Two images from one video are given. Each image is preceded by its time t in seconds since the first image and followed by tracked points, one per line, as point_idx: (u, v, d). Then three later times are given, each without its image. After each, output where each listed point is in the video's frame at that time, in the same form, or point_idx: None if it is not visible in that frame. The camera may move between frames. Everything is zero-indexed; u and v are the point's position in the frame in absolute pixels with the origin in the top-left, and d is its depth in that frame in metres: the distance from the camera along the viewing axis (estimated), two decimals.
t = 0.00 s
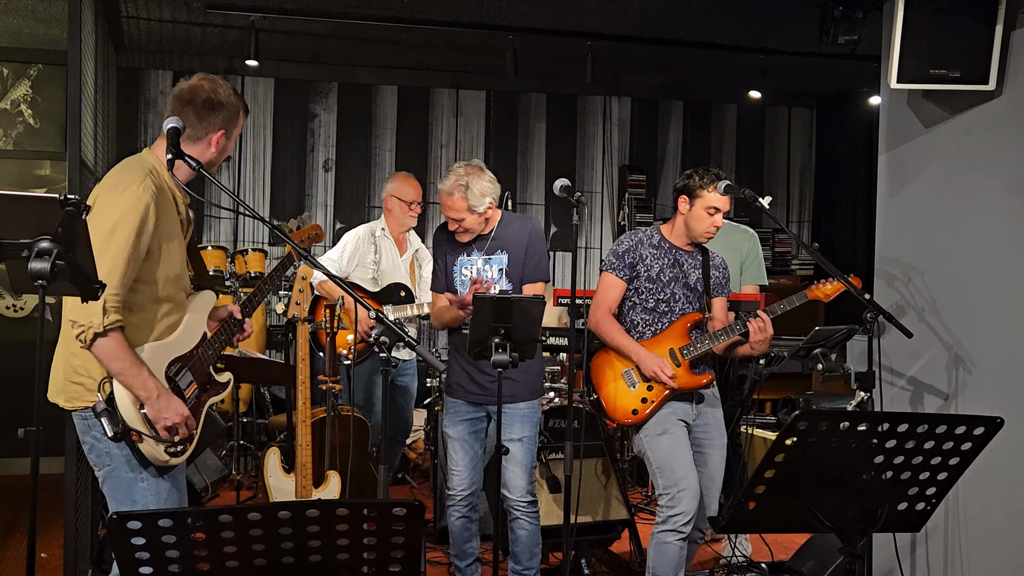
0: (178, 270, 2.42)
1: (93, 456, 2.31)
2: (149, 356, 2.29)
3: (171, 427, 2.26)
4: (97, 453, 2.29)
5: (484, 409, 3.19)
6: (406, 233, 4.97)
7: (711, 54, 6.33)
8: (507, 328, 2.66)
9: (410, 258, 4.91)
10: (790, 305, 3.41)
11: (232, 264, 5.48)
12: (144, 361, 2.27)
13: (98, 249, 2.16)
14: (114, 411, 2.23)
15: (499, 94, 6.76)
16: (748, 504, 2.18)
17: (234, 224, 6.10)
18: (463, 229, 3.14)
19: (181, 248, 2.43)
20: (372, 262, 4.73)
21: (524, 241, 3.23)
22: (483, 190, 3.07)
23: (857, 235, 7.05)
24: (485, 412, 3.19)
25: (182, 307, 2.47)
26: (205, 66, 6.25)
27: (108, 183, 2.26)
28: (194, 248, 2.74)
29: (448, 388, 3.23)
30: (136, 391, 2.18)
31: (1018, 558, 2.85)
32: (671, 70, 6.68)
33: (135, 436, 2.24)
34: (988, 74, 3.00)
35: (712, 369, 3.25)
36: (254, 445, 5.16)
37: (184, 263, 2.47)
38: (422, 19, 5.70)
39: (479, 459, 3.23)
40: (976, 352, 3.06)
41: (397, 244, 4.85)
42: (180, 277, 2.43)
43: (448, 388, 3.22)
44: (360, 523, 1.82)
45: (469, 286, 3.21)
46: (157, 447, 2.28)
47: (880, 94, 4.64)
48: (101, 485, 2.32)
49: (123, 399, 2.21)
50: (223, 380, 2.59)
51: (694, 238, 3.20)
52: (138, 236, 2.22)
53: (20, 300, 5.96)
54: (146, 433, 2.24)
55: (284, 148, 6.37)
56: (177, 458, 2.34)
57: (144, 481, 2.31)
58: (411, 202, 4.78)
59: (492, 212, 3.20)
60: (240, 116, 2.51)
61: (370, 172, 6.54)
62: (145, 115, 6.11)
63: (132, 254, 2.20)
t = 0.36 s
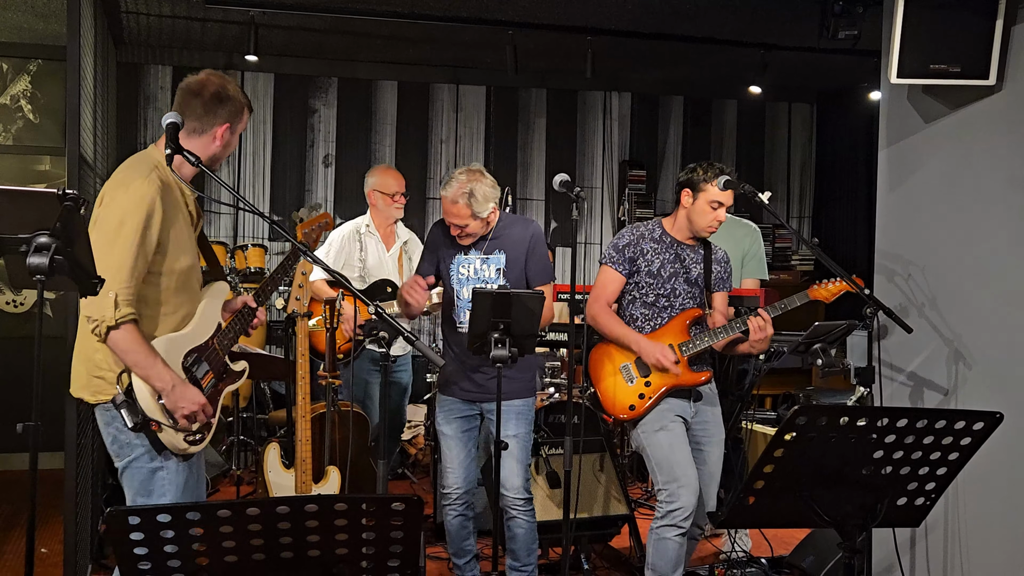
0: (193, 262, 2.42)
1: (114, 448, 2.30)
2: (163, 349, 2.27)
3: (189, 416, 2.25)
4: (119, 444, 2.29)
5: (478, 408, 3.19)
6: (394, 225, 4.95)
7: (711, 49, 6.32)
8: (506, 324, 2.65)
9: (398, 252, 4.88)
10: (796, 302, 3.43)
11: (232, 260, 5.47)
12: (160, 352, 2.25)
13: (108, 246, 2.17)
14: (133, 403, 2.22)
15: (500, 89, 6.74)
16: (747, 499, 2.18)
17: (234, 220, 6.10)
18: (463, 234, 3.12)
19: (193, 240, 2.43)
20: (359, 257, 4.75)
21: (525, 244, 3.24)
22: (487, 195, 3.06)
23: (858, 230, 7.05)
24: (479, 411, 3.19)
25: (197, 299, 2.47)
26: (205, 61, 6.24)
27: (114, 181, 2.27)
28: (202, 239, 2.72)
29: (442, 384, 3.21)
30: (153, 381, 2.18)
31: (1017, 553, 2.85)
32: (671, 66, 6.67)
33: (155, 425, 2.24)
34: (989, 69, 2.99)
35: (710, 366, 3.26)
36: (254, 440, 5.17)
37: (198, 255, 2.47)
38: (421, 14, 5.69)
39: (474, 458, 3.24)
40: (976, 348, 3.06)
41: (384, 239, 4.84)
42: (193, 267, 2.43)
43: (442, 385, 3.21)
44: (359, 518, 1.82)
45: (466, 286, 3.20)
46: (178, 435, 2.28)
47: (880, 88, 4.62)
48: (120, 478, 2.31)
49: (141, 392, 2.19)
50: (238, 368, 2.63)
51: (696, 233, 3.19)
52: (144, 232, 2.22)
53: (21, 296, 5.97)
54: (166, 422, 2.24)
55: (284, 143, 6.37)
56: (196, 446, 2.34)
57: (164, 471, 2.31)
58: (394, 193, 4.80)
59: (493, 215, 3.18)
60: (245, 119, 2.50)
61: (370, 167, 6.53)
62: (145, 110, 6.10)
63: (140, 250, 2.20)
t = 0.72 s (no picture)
0: (206, 251, 2.42)
1: (138, 437, 2.29)
2: (185, 337, 2.29)
3: (211, 397, 2.27)
4: (143, 433, 2.27)
5: (480, 400, 3.18)
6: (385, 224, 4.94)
7: (711, 44, 6.30)
8: (505, 318, 2.65)
9: (386, 248, 4.87)
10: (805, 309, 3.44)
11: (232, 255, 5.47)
12: (182, 343, 2.27)
13: (120, 241, 2.18)
14: (155, 390, 2.24)
15: (499, 84, 6.73)
16: (747, 494, 2.18)
17: (233, 215, 6.09)
18: (464, 221, 3.12)
19: (204, 230, 2.42)
20: (346, 252, 4.75)
21: (520, 233, 3.22)
22: (489, 182, 3.06)
23: (857, 226, 7.04)
24: (481, 403, 3.18)
25: (213, 285, 2.46)
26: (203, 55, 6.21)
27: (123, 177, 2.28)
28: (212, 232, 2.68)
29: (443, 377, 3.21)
30: (174, 367, 2.19)
31: (1016, 548, 2.85)
32: (670, 61, 6.65)
33: (179, 413, 2.26)
34: (989, 63, 2.98)
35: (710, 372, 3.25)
36: (253, 436, 5.17)
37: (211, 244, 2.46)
38: (421, 8, 5.67)
39: (476, 451, 3.24)
40: (976, 343, 3.05)
41: (373, 234, 4.84)
42: (207, 256, 2.42)
43: (443, 378, 3.21)
44: (357, 512, 1.82)
45: (465, 276, 3.20)
46: (200, 421, 2.29)
47: (881, 82, 4.61)
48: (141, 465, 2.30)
49: (164, 379, 2.21)
50: (255, 355, 2.59)
51: (704, 232, 3.18)
52: (156, 226, 2.22)
53: (20, 291, 5.97)
54: (189, 409, 2.26)
55: (283, 138, 6.35)
56: (218, 432, 2.35)
57: (186, 459, 2.31)
58: (391, 195, 4.80)
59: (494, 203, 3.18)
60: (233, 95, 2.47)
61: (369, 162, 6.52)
62: (144, 105, 6.09)
63: (153, 244, 2.21)
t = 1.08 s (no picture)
0: (211, 244, 2.41)
1: (143, 433, 2.30)
2: (192, 328, 2.27)
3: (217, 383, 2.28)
4: (148, 429, 2.28)
5: (474, 398, 3.17)
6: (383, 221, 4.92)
7: (711, 39, 6.29)
8: (503, 314, 2.64)
9: (383, 246, 4.85)
10: (805, 308, 3.45)
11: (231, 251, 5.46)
12: (190, 333, 2.25)
13: (125, 230, 2.19)
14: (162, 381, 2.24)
15: (498, 80, 6.72)
16: (746, 490, 2.18)
17: (232, 212, 6.09)
18: (461, 221, 3.11)
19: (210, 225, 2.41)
20: (342, 245, 4.76)
21: (520, 235, 3.22)
22: (485, 180, 3.07)
23: (857, 222, 7.04)
24: (475, 401, 3.18)
25: (218, 281, 2.45)
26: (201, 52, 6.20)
27: (132, 167, 2.29)
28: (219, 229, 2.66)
29: (440, 374, 3.21)
30: (179, 355, 2.19)
31: (1014, 544, 2.86)
32: (669, 57, 6.64)
33: (186, 404, 2.26)
34: (988, 58, 2.97)
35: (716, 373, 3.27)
36: (252, 432, 5.17)
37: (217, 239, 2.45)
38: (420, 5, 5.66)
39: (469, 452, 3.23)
40: (975, 339, 3.05)
41: (372, 232, 4.83)
42: (213, 249, 2.42)
43: (440, 375, 3.20)
44: (355, 508, 1.82)
45: (461, 274, 3.19)
46: (207, 413, 2.29)
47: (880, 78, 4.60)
48: (146, 460, 2.30)
49: (171, 368, 2.22)
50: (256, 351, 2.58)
51: (704, 236, 3.19)
52: (161, 215, 2.22)
53: (19, 287, 5.97)
54: (196, 399, 2.26)
55: (282, 135, 6.34)
56: (224, 424, 2.35)
57: (192, 453, 2.31)
58: (394, 193, 4.77)
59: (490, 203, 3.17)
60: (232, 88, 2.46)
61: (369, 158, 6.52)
62: (142, 101, 6.08)
63: (156, 233, 2.21)
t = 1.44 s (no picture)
0: (204, 238, 2.41)
1: (137, 430, 2.30)
2: (190, 323, 2.28)
3: (217, 377, 2.29)
4: (143, 426, 2.29)
5: (479, 392, 3.18)
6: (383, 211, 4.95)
7: (710, 36, 6.29)
8: (502, 310, 2.64)
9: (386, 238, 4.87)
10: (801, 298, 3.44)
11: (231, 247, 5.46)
12: (187, 328, 2.26)
13: (118, 226, 2.18)
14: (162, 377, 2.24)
15: (498, 76, 6.71)
16: (746, 485, 2.18)
17: (231, 208, 6.09)
18: (462, 210, 3.12)
19: (202, 219, 2.41)
20: (346, 242, 4.72)
21: (518, 224, 3.22)
22: (486, 169, 3.06)
23: (858, 218, 7.04)
24: (480, 396, 3.19)
25: (212, 276, 2.45)
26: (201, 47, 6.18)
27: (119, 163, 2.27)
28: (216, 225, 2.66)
29: (443, 368, 3.21)
30: (180, 350, 2.20)
31: (1012, 539, 2.86)
32: (668, 53, 6.64)
33: (185, 400, 2.25)
34: (989, 54, 2.97)
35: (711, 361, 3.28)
36: (253, 428, 5.18)
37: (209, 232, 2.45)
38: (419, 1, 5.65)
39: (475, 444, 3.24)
40: (976, 335, 3.05)
41: (374, 225, 4.85)
42: (206, 243, 2.42)
43: (443, 370, 3.21)
44: (354, 504, 1.82)
45: (463, 268, 3.20)
46: (205, 409, 2.29)
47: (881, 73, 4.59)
48: (140, 458, 2.31)
49: (171, 364, 2.22)
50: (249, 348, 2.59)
51: (701, 228, 3.20)
52: (152, 209, 2.21)
53: (19, 284, 5.98)
54: (195, 395, 2.26)
55: (282, 130, 6.34)
56: (222, 421, 2.35)
57: (186, 450, 2.31)
58: (380, 173, 4.83)
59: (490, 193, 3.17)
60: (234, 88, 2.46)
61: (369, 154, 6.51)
62: (142, 97, 6.08)
63: (149, 227, 2.20)
